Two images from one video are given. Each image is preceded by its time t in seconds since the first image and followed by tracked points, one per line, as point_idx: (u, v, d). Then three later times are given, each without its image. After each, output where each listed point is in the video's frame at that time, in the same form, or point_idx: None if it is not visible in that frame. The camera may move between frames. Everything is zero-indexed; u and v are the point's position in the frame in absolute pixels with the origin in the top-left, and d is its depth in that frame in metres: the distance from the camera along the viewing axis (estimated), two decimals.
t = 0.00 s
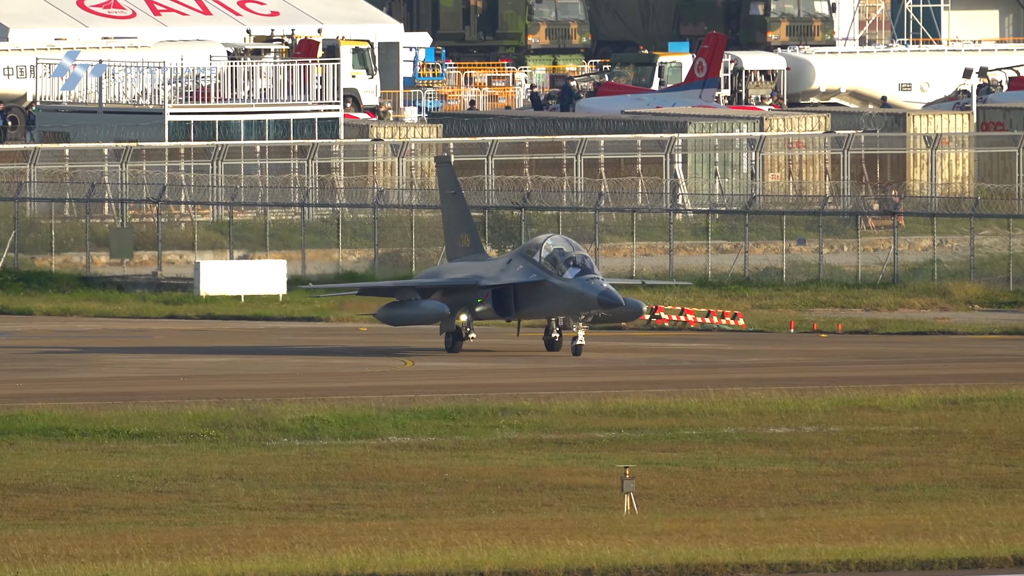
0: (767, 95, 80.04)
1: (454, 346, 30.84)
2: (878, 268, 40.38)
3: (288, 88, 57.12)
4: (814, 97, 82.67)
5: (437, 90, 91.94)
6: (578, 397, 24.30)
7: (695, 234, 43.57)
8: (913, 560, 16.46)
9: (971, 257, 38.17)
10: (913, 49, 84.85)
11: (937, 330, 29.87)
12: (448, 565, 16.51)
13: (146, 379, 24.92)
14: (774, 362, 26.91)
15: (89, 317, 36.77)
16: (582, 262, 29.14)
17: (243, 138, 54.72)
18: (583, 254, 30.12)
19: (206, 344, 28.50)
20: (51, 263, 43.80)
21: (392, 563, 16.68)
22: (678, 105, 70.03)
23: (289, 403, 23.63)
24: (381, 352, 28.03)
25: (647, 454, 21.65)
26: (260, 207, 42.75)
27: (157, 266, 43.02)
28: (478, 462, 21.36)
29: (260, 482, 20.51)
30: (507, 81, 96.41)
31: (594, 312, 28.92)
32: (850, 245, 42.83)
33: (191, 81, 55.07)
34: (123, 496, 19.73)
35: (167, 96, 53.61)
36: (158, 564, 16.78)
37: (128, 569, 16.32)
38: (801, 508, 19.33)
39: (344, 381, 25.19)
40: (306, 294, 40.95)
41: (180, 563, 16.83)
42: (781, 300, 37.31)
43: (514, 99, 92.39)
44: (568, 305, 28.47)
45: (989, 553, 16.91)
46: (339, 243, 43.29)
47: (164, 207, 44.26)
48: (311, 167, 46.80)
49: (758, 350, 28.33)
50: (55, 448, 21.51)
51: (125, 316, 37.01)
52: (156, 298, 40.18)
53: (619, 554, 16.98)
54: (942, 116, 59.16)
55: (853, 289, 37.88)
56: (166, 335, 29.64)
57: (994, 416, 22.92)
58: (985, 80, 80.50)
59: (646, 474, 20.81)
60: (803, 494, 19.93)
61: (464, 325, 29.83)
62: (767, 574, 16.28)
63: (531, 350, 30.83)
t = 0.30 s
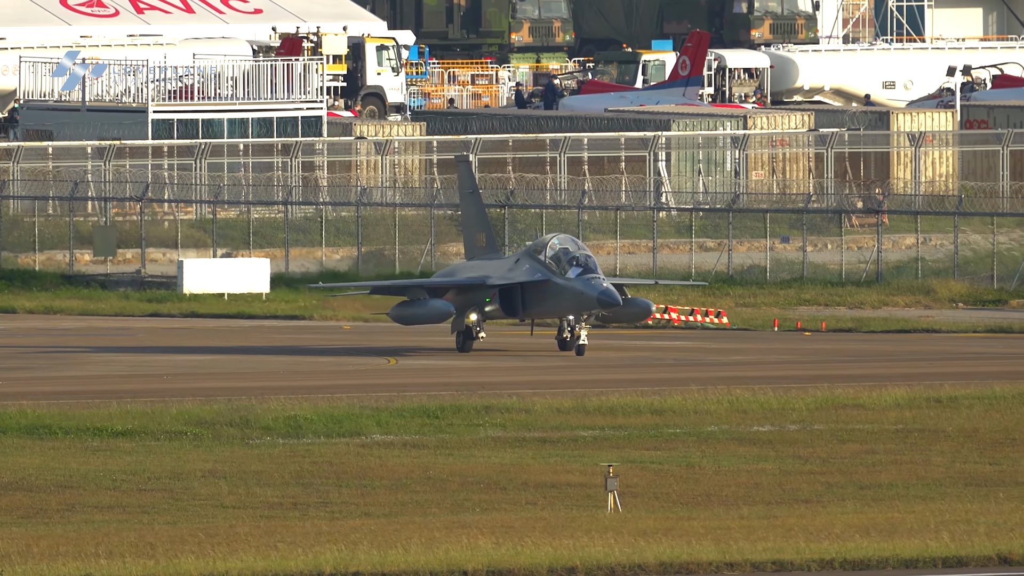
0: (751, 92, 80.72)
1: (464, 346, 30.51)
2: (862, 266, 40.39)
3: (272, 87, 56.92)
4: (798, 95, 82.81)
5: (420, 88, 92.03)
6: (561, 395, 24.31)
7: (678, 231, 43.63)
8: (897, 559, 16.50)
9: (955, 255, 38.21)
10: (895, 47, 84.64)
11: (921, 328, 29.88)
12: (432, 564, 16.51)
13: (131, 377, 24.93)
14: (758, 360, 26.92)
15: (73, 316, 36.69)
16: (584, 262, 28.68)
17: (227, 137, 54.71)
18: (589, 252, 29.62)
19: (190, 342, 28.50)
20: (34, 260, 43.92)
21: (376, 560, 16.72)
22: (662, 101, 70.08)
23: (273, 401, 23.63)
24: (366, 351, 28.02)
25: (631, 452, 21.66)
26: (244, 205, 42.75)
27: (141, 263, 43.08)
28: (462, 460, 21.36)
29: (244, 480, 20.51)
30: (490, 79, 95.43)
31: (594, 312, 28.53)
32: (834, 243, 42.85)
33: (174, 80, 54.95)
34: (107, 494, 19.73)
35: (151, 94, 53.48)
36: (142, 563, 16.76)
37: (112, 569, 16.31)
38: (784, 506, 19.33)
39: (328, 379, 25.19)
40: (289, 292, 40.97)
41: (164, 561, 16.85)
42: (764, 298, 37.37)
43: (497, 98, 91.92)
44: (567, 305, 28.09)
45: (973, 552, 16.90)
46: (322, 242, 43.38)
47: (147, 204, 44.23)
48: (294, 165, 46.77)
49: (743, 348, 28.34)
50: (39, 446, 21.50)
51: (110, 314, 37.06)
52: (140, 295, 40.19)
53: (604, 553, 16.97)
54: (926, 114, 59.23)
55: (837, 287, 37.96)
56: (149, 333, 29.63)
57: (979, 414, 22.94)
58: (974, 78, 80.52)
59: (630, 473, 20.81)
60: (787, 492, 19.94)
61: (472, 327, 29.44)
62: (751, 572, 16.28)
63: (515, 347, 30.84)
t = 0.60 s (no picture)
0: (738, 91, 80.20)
1: (474, 345, 30.09)
2: (849, 263, 40.43)
3: (259, 86, 56.59)
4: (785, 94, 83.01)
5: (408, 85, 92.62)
6: (548, 393, 24.32)
7: (664, 229, 43.65)
8: (884, 555, 16.58)
9: (941, 252, 38.29)
10: (884, 45, 84.44)
11: (908, 326, 29.90)
12: (418, 560, 16.55)
13: (119, 375, 24.96)
14: (745, 357, 26.93)
15: (61, 314, 36.65)
16: (583, 261, 28.05)
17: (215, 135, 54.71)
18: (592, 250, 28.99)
19: (177, 340, 28.50)
20: (22, 259, 43.97)
21: (362, 556, 16.77)
22: (649, 100, 69.62)
23: (261, 399, 23.66)
24: (353, 349, 28.04)
25: (617, 449, 21.68)
26: (231, 203, 42.78)
27: (128, 261, 43.22)
28: (449, 457, 21.38)
29: (232, 477, 20.53)
30: (476, 76, 95.30)
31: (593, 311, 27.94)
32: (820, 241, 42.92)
33: (161, 77, 54.81)
34: (95, 491, 19.77)
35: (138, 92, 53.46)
36: (129, 558, 16.82)
37: (98, 565, 16.38)
38: (770, 504, 19.35)
39: (315, 377, 25.21)
40: (275, 289, 41.02)
41: (151, 557, 16.91)
42: (752, 296, 37.44)
43: (484, 96, 92.86)
44: (563, 306, 27.58)
45: (959, 548, 16.93)
46: (309, 240, 43.41)
47: (134, 202, 44.25)
48: (281, 162, 46.81)
49: (730, 345, 28.35)
50: (26, 443, 21.51)
51: (97, 312, 37.07)
52: (127, 293, 40.22)
53: (590, 548, 17.03)
54: (913, 112, 59.27)
55: (823, 285, 38.07)
56: (136, 331, 29.62)
57: (966, 411, 22.97)
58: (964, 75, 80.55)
59: (617, 470, 20.84)
60: (774, 489, 19.97)
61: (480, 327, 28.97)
62: (739, 569, 16.36)
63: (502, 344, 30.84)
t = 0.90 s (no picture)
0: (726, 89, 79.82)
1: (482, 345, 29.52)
2: (837, 261, 40.50)
3: (248, 83, 56.52)
4: (773, 91, 83.20)
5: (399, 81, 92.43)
6: (536, 390, 24.37)
7: (652, 226, 43.68)
8: (873, 552, 16.65)
9: (930, 250, 38.39)
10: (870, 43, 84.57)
11: (896, 323, 29.95)
12: (407, 557, 16.63)
13: (109, 372, 25.02)
14: (734, 354, 26.98)
15: (49, 311, 36.65)
16: (582, 260, 27.46)
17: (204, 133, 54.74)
18: (595, 250, 28.35)
19: (166, 337, 28.54)
20: (11, 256, 44.11)
21: (350, 554, 16.80)
22: (637, 97, 69.51)
23: (249, 396, 23.71)
24: (342, 347, 28.07)
25: (605, 446, 21.73)
26: (220, 200, 42.81)
27: (118, 259, 43.42)
28: (438, 454, 21.44)
29: (220, 474, 20.58)
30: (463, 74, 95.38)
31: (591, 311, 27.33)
32: (809, 238, 43.03)
33: (151, 74, 54.34)
34: (84, 489, 19.82)
35: (127, 90, 53.46)
36: (116, 554, 16.90)
37: (86, 562, 16.47)
38: (758, 501, 19.40)
39: (304, 374, 25.25)
40: (264, 287, 41.09)
41: (139, 554, 16.95)
42: (740, 293, 37.56)
43: (473, 93, 93.44)
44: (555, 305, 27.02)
45: (948, 546, 16.97)
46: (298, 237, 43.36)
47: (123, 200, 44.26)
48: (270, 160, 46.94)
49: (718, 343, 28.39)
50: (15, 440, 21.56)
51: (86, 309, 37.12)
52: (116, 290, 40.31)
53: (578, 545, 17.12)
54: (901, 110, 59.35)
55: (811, 283, 38.12)
56: (125, 328, 29.67)
57: (954, 408, 23.03)
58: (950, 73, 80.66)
59: (605, 467, 20.89)
60: (762, 487, 20.02)
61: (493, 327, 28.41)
62: (727, 566, 16.50)
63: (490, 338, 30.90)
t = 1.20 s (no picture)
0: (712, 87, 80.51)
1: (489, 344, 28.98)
2: (824, 259, 40.55)
3: (236, 81, 56.53)
4: (760, 89, 82.77)
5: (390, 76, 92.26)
6: (523, 388, 24.42)
7: (640, 224, 43.74)
8: (860, 550, 16.71)
9: (917, 247, 38.57)
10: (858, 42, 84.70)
11: (883, 320, 30.00)
12: (395, 554, 16.63)
13: (97, 369, 25.05)
14: (721, 352, 27.03)
15: (37, 309, 36.65)
16: (576, 260, 27.04)
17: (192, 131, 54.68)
18: (592, 249, 27.88)
19: (153, 335, 28.55)
20: None
21: (339, 551, 16.84)
22: (624, 96, 69.65)
23: (237, 393, 23.74)
24: (330, 344, 28.09)
25: (593, 443, 21.77)
26: (208, 198, 42.87)
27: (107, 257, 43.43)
28: (425, 451, 21.49)
29: (207, 472, 20.63)
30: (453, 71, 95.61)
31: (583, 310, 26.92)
32: (796, 235, 43.21)
33: (141, 72, 54.25)
34: (71, 486, 19.85)
35: (115, 88, 53.29)
36: (105, 553, 16.91)
37: (71, 561, 16.46)
38: (745, 498, 19.46)
39: (292, 372, 25.29)
40: (252, 284, 41.14)
41: (128, 551, 17.00)
42: (728, 292, 37.68)
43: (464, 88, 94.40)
44: (546, 303, 26.65)
45: (935, 543, 17.03)
46: (286, 234, 43.38)
47: (112, 198, 44.30)
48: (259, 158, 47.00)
49: (705, 341, 28.45)
50: (3, 437, 21.57)
51: (74, 307, 37.11)
52: (105, 288, 40.31)
53: (566, 543, 17.19)
54: (888, 108, 59.44)
55: (799, 280, 38.22)
56: (113, 326, 29.69)
57: (942, 406, 23.09)
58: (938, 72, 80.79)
59: (593, 464, 20.93)
60: (749, 485, 20.07)
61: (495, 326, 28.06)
62: (715, 563, 16.56)
63: (477, 334, 30.91)
